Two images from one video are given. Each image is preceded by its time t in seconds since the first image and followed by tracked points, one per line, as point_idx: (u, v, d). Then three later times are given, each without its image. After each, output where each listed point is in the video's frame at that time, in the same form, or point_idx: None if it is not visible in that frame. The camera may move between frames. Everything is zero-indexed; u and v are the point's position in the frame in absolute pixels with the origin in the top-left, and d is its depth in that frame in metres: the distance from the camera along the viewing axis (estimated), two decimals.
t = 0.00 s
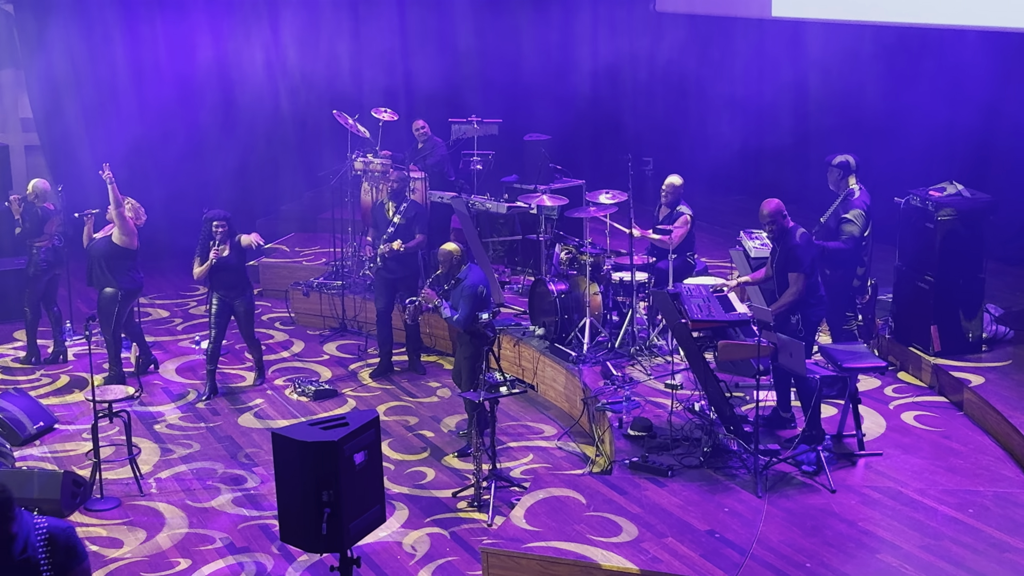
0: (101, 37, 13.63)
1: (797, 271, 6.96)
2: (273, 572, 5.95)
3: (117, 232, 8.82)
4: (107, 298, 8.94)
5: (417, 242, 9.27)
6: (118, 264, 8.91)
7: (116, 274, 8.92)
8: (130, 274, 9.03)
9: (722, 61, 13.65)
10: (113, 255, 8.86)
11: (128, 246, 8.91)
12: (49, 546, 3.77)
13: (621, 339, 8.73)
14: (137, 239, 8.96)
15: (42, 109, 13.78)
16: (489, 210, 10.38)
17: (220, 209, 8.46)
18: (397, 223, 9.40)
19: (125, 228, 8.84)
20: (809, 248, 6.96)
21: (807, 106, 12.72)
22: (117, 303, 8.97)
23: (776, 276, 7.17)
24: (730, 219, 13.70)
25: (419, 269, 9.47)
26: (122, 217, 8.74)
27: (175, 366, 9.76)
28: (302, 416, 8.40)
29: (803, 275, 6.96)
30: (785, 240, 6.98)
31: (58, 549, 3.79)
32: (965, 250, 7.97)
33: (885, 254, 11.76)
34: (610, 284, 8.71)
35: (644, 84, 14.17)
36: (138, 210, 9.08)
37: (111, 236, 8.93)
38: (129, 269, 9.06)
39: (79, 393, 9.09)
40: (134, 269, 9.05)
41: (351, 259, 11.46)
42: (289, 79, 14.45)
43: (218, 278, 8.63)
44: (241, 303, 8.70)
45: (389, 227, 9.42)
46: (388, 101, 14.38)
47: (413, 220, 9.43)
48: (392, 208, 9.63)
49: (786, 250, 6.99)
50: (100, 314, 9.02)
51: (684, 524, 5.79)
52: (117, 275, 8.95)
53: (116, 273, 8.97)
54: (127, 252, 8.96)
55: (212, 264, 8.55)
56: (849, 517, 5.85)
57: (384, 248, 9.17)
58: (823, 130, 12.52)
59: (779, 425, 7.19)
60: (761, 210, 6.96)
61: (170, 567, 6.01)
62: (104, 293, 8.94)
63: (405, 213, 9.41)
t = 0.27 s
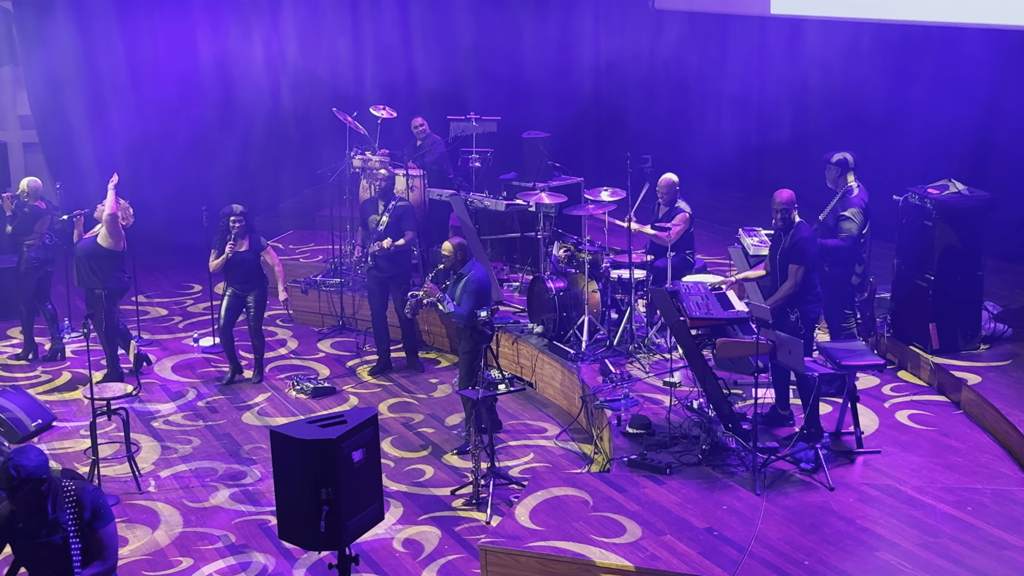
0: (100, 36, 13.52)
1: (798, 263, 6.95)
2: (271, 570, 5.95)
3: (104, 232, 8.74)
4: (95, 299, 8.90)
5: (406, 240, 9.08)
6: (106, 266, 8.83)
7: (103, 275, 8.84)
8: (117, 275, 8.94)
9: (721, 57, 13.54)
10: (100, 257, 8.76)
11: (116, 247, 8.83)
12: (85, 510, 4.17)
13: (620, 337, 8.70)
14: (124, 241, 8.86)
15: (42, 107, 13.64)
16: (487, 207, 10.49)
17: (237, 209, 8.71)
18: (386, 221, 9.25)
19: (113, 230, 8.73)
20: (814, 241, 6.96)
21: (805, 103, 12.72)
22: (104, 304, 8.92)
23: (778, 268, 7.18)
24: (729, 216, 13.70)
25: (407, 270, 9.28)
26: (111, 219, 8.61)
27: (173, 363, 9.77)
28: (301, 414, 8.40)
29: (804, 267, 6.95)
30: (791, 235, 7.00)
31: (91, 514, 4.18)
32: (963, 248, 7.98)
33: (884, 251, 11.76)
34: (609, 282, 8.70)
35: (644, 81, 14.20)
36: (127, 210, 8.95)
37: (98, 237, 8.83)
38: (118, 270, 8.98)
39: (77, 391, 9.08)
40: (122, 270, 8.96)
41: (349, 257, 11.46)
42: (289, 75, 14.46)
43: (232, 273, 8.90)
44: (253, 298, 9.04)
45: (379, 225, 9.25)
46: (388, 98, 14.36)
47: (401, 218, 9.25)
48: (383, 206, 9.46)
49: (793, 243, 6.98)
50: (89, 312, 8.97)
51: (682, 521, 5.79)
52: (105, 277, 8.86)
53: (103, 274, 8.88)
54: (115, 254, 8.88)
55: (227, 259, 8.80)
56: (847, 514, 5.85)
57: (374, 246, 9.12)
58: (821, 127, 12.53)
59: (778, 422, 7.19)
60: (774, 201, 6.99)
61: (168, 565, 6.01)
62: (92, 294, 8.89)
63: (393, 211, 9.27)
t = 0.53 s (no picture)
0: (98, 34, 13.49)
1: (802, 263, 6.95)
2: (270, 569, 5.95)
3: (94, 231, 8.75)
4: (88, 297, 8.90)
5: (399, 240, 9.07)
6: (97, 264, 8.84)
7: (94, 274, 8.84)
8: (109, 273, 8.94)
9: (721, 54, 13.56)
10: (91, 256, 8.77)
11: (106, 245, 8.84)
12: (130, 487, 4.10)
13: (619, 335, 8.71)
14: (114, 240, 8.87)
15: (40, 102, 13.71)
16: (486, 206, 10.55)
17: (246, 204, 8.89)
18: (377, 223, 9.15)
19: (102, 228, 8.72)
20: (818, 243, 6.98)
21: (803, 100, 12.70)
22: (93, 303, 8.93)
23: (779, 266, 7.20)
24: (727, 215, 13.70)
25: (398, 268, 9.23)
26: (99, 217, 8.60)
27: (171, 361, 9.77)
28: (300, 412, 8.40)
29: (807, 268, 6.97)
30: (794, 234, 7.00)
31: (135, 492, 4.10)
32: (962, 247, 7.99)
33: (883, 249, 11.76)
34: (607, 280, 8.74)
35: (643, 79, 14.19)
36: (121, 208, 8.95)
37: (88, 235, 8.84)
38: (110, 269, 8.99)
39: (76, 389, 9.08)
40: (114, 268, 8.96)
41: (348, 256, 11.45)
42: (288, 72, 14.45)
43: (240, 267, 8.99)
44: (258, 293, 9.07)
45: (372, 226, 9.20)
46: (386, 96, 14.32)
47: (395, 215, 9.18)
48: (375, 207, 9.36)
49: (795, 245, 7.00)
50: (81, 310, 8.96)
51: (681, 520, 5.79)
52: (95, 275, 8.87)
53: (94, 272, 8.89)
54: (105, 252, 8.88)
55: (235, 254, 8.90)
56: (846, 512, 5.86)
57: (367, 248, 9.07)
58: (819, 125, 12.52)
59: (776, 421, 7.18)
60: (776, 202, 6.96)
61: (167, 564, 6.01)
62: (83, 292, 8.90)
63: (387, 209, 9.19)
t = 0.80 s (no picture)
0: (96, 35, 13.53)
1: (801, 263, 6.93)
2: (269, 569, 5.95)
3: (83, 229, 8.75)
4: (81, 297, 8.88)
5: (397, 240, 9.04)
6: (87, 263, 8.83)
7: (85, 273, 8.84)
8: (100, 272, 8.95)
9: (723, 53, 13.59)
10: (81, 255, 8.77)
11: (95, 242, 8.83)
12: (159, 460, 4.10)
13: (617, 335, 8.72)
14: (104, 238, 8.86)
15: (39, 102, 13.79)
16: (486, 205, 10.48)
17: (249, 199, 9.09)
18: (375, 222, 9.16)
19: (91, 226, 8.72)
20: (816, 242, 6.96)
21: (802, 99, 12.71)
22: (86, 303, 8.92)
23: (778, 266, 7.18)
24: (725, 214, 13.70)
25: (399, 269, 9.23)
26: (88, 216, 8.60)
27: (170, 360, 9.78)
28: (298, 412, 8.40)
29: (806, 268, 6.93)
30: (793, 234, 7.00)
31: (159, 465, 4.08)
32: (961, 246, 7.99)
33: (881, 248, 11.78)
34: (606, 280, 8.74)
35: (645, 79, 14.19)
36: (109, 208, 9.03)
37: (77, 235, 8.83)
38: (100, 268, 8.98)
39: (75, 389, 9.09)
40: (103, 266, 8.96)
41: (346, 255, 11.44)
42: (288, 73, 14.42)
43: (244, 262, 9.11)
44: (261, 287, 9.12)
45: (370, 227, 9.18)
46: (385, 94, 14.30)
47: (391, 218, 9.18)
48: (374, 207, 9.33)
49: (794, 244, 6.99)
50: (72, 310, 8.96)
51: (679, 519, 5.79)
52: (87, 274, 8.86)
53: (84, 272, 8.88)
54: (94, 251, 8.87)
55: (239, 249, 9.10)
56: (845, 511, 5.86)
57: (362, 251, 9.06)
58: (820, 124, 12.52)
59: (775, 420, 7.19)
60: (773, 203, 6.95)
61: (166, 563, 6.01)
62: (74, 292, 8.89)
63: (384, 209, 9.19)
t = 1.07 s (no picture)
0: (94, 37, 13.52)
1: (800, 264, 6.94)
2: (268, 571, 5.95)
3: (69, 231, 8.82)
4: (71, 298, 8.93)
5: (396, 244, 9.05)
6: (74, 263, 8.89)
7: (72, 273, 8.90)
8: (86, 272, 9.00)
9: (723, 55, 13.70)
10: (66, 256, 8.83)
11: (81, 243, 8.90)
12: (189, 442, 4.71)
13: (616, 335, 8.72)
14: (90, 238, 8.93)
15: (37, 104, 13.68)
16: (484, 206, 10.37)
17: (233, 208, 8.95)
18: (374, 226, 9.12)
19: (76, 227, 8.81)
20: (814, 244, 6.97)
21: (800, 98, 12.74)
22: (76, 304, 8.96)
23: (775, 266, 7.19)
24: (723, 215, 13.71)
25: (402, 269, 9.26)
26: (72, 216, 8.69)
27: (168, 362, 9.77)
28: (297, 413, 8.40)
29: (804, 269, 6.94)
30: (791, 234, 7.02)
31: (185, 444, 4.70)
32: (959, 246, 8.00)
33: (879, 249, 11.79)
34: (604, 281, 8.73)
35: (643, 78, 14.28)
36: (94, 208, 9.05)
37: (63, 236, 8.89)
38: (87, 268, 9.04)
39: (74, 390, 9.08)
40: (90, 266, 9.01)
41: (344, 257, 11.43)
42: (286, 74, 14.45)
43: (245, 260, 9.21)
44: (264, 285, 9.19)
45: (369, 230, 9.14)
46: (383, 94, 14.34)
47: (390, 223, 9.15)
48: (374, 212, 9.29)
49: (792, 245, 6.99)
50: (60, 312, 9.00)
51: (678, 519, 5.80)
52: (74, 275, 8.92)
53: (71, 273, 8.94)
54: (80, 251, 8.94)
55: (246, 244, 9.21)
56: (843, 511, 5.86)
57: (361, 254, 9.07)
58: (817, 123, 12.57)
59: (773, 420, 7.19)
60: (772, 204, 6.98)
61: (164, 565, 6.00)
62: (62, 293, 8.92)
63: (384, 213, 9.16)
